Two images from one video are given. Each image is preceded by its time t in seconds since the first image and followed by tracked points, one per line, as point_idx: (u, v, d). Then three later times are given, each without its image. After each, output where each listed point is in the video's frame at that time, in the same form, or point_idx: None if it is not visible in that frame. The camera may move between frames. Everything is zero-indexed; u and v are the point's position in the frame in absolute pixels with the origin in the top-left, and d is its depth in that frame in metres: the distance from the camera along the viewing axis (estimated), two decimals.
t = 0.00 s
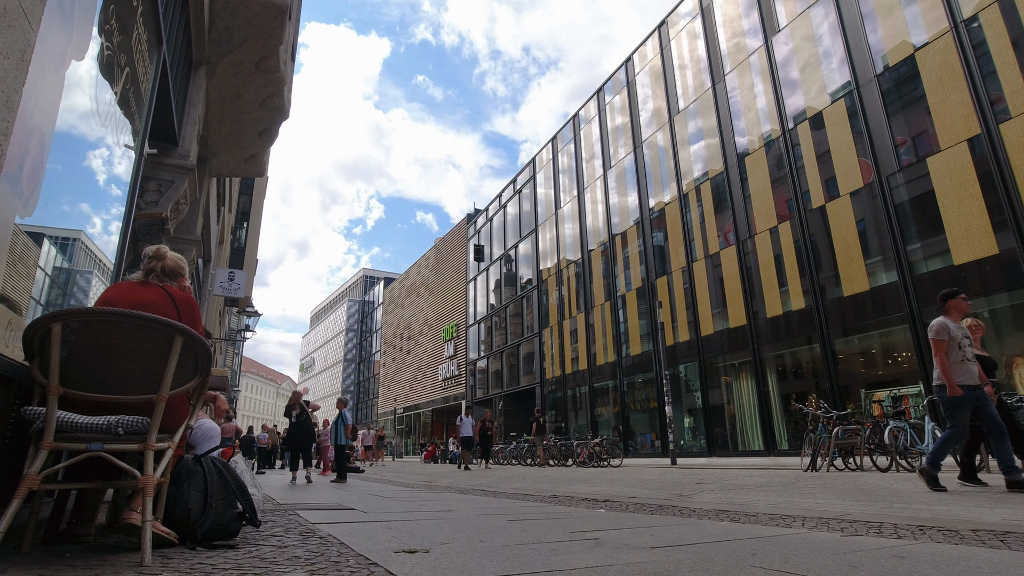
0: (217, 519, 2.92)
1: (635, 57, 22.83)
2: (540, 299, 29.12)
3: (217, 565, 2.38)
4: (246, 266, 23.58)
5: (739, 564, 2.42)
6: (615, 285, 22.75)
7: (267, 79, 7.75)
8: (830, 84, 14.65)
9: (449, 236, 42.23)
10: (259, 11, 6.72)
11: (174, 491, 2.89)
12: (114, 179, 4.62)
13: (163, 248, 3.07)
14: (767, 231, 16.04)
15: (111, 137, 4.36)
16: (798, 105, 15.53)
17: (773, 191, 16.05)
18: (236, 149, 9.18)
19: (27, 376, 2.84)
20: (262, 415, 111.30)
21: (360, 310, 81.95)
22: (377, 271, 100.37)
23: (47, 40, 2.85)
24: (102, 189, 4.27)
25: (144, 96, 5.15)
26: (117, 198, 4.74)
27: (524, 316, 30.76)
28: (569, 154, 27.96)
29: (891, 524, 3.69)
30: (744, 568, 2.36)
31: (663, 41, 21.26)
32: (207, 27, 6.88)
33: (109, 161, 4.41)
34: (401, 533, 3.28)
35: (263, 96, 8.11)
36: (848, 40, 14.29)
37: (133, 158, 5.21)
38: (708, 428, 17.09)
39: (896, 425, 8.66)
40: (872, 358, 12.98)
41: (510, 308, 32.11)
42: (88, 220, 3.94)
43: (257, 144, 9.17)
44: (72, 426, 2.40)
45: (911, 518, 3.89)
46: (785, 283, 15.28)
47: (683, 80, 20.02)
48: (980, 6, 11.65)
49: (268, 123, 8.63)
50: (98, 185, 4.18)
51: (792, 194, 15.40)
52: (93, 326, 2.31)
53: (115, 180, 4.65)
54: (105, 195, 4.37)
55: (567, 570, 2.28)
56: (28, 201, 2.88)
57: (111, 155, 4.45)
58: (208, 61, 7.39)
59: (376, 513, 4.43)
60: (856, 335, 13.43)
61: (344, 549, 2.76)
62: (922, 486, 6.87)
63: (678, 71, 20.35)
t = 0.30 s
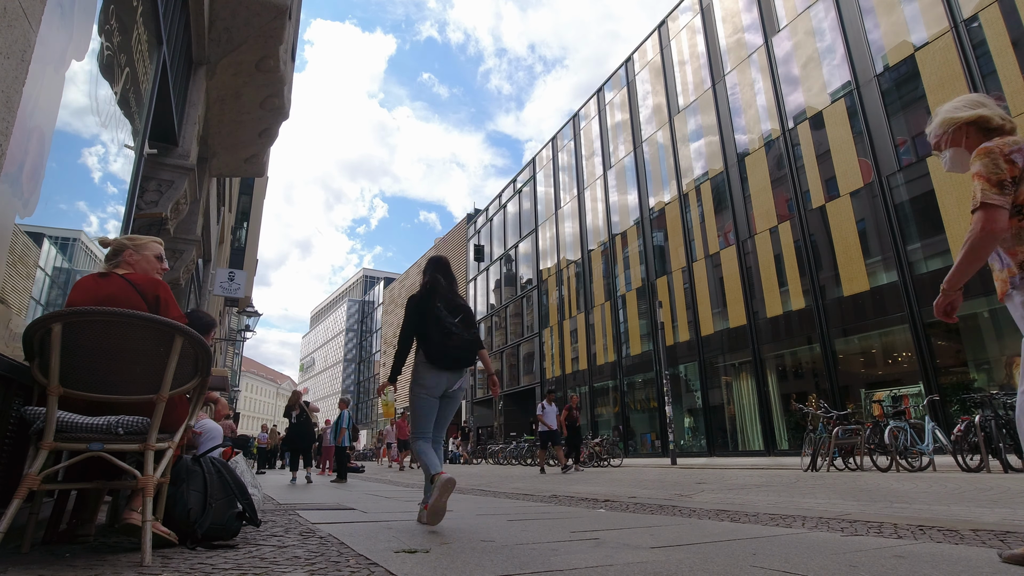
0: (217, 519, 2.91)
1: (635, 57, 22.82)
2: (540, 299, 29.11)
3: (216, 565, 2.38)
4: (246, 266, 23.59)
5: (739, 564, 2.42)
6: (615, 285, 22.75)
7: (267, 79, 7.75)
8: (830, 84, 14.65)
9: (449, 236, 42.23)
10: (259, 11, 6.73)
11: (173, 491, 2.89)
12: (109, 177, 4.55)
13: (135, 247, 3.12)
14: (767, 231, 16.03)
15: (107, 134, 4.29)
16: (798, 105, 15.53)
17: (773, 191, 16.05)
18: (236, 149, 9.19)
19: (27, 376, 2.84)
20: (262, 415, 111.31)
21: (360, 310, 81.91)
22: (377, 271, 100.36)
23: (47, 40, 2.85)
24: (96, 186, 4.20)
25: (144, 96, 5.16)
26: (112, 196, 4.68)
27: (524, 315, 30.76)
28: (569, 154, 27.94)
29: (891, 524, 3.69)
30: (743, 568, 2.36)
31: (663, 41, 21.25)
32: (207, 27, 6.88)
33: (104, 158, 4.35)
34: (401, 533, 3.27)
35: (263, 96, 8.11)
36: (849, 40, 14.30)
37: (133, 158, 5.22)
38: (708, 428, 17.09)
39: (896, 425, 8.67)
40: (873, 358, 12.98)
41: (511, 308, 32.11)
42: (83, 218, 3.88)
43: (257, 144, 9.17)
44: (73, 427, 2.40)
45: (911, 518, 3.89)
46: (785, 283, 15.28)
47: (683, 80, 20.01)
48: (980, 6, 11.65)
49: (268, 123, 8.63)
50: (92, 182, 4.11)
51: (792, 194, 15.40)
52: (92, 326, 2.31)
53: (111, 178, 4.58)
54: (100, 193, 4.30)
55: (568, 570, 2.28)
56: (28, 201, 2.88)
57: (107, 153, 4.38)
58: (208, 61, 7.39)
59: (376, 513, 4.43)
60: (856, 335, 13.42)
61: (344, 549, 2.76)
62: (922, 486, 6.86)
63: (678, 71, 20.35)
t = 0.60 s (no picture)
0: (217, 519, 2.91)
1: (635, 57, 22.81)
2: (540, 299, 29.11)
3: (217, 565, 2.38)
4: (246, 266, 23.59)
5: (740, 564, 2.42)
6: (615, 285, 22.75)
7: (268, 79, 7.75)
8: (830, 84, 14.65)
9: (449, 236, 42.22)
10: (259, 11, 6.73)
11: (173, 492, 2.89)
12: (106, 174, 4.41)
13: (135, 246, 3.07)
14: (767, 231, 16.04)
15: (105, 133, 4.22)
16: (798, 105, 15.53)
17: (773, 191, 16.05)
18: (236, 149, 9.19)
19: (27, 376, 2.84)
20: (262, 415, 111.33)
21: (360, 310, 81.90)
22: (376, 271, 100.33)
23: (47, 39, 2.85)
24: (93, 184, 4.09)
25: (144, 96, 5.16)
26: (111, 196, 4.59)
27: (524, 315, 30.75)
28: (569, 154, 27.93)
29: (891, 524, 3.69)
30: (744, 568, 2.36)
31: (663, 41, 21.25)
32: (207, 27, 6.88)
33: (102, 156, 4.25)
34: (401, 533, 3.28)
35: (263, 97, 8.11)
36: (849, 40, 14.30)
37: (133, 158, 5.22)
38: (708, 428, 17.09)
39: (897, 425, 8.66)
40: (873, 358, 12.98)
41: (511, 308, 32.11)
42: (82, 217, 3.81)
43: (257, 144, 9.17)
44: (73, 427, 2.40)
45: (912, 518, 3.89)
46: (785, 283, 15.28)
47: (684, 80, 20.00)
48: (980, 6, 11.65)
49: (268, 124, 8.63)
50: (89, 180, 3.98)
51: (792, 194, 15.40)
52: (93, 326, 2.31)
53: (109, 177, 4.51)
54: (99, 192, 4.26)
55: (568, 570, 2.28)
56: (28, 202, 2.88)
57: (104, 150, 4.25)
58: (208, 61, 7.39)
59: (376, 513, 4.43)
60: (856, 335, 13.43)
61: (344, 549, 2.76)
62: (923, 486, 6.86)
63: (678, 71, 20.35)
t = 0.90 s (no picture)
0: (217, 520, 2.91)
1: (635, 57, 22.81)
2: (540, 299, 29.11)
3: (217, 565, 2.38)
4: (246, 266, 23.59)
5: (740, 564, 2.42)
6: (615, 285, 22.76)
7: (267, 79, 7.76)
8: (830, 84, 14.66)
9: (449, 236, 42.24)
10: (259, 11, 6.73)
11: (173, 492, 2.89)
12: (100, 172, 4.27)
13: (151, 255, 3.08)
14: (767, 231, 16.04)
15: (104, 133, 4.22)
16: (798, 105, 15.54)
17: (773, 191, 16.05)
18: (236, 149, 9.19)
19: (27, 376, 2.84)
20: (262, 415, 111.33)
21: (360, 310, 81.89)
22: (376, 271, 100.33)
23: (47, 40, 2.85)
24: (92, 184, 4.06)
25: (144, 96, 5.16)
26: (106, 194, 4.49)
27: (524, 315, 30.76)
28: (569, 154, 27.93)
29: (892, 524, 3.69)
30: (744, 568, 2.36)
31: (663, 41, 21.26)
32: (207, 27, 6.88)
33: (102, 155, 4.24)
34: (401, 533, 3.28)
35: (263, 97, 8.12)
36: (848, 40, 14.30)
37: (133, 157, 5.22)
38: (708, 429, 17.08)
39: (897, 425, 8.66)
40: (872, 358, 12.98)
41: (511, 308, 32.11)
42: (82, 217, 3.81)
43: (257, 144, 9.18)
44: (73, 427, 2.40)
45: (913, 518, 3.89)
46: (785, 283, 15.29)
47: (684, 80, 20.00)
48: (980, 6, 11.65)
49: (268, 124, 8.64)
50: (83, 177, 3.85)
51: (791, 194, 15.40)
52: (93, 326, 2.31)
53: (106, 175, 4.42)
54: (100, 192, 4.26)
55: (568, 570, 2.28)
56: (28, 201, 2.88)
57: (99, 146, 4.11)
58: (208, 61, 7.39)
59: (376, 513, 4.43)
60: (856, 335, 13.43)
61: (344, 549, 2.76)
62: (923, 486, 6.86)
63: (678, 71, 20.35)
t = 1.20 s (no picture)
0: (217, 520, 2.91)
1: (635, 57, 22.81)
2: (540, 299, 29.10)
3: (217, 565, 2.38)
4: (246, 266, 23.58)
5: (740, 564, 2.42)
6: (615, 285, 22.76)
7: (268, 79, 7.76)
8: (830, 84, 14.66)
9: (449, 236, 42.23)
10: (259, 12, 6.73)
11: (174, 492, 2.89)
12: (96, 169, 4.08)
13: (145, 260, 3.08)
14: (767, 231, 16.04)
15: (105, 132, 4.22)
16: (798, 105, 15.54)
17: (773, 191, 16.05)
18: (236, 149, 9.19)
19: (26, 376, 2.83)
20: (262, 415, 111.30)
21: (360, 310, 81.88)
22: (377, 271, 100.32)
23: (47, 40, 2.85)
24: (93, 184, 4.05)
25: (144, 96, 5.15)
26: (104, 193, 4.37)
27: (524, 315, 30.75)
28: (569, 153, 27.91)
29: (892, 524, 3.69)
30: (745, 568, 2.35)
31: (663, 41, 21.26)
32: (207, 27, 6.88)
33: (102, 154, 4.23)
34: (400, 533, 3.28)
35: (264, 97, 8.12)
36: (848, 40, 14.30)
37: (133, 157, 5.21)
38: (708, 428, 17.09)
39: (897, 425, 8.66)
40: (873, 358, 12.98)
41: (511, 308, 32.10)
42: (81, 217, 3.80)
43: (257, 144, 9.18)
44: (74, 427, 2.40)
45: (913, 518, 3.89)
46: (785, 283, 15.29)
47: (684, 80, 20.00)
48: (980, 6, 11.65)
49: (268, 123, 8.64)
50: (78, 174, 3.69)
51: (792, 194, 15.40)
52: (93, 326, 2.31)
53: (104, 174, 4.33)
54: (101, 191, 4.25)
55: (568, 570, 2.28)
56: (28, 201, 2.88)
57: (93, 144, 3.94)
58: (208, 62, 7.39)
59: (376, 513, 4.43)
60: (856, 335, 13.43)
61: (344, 549, 2.76)
62: (924, 486, 6.85)
63: (678, 71, 20.36)
